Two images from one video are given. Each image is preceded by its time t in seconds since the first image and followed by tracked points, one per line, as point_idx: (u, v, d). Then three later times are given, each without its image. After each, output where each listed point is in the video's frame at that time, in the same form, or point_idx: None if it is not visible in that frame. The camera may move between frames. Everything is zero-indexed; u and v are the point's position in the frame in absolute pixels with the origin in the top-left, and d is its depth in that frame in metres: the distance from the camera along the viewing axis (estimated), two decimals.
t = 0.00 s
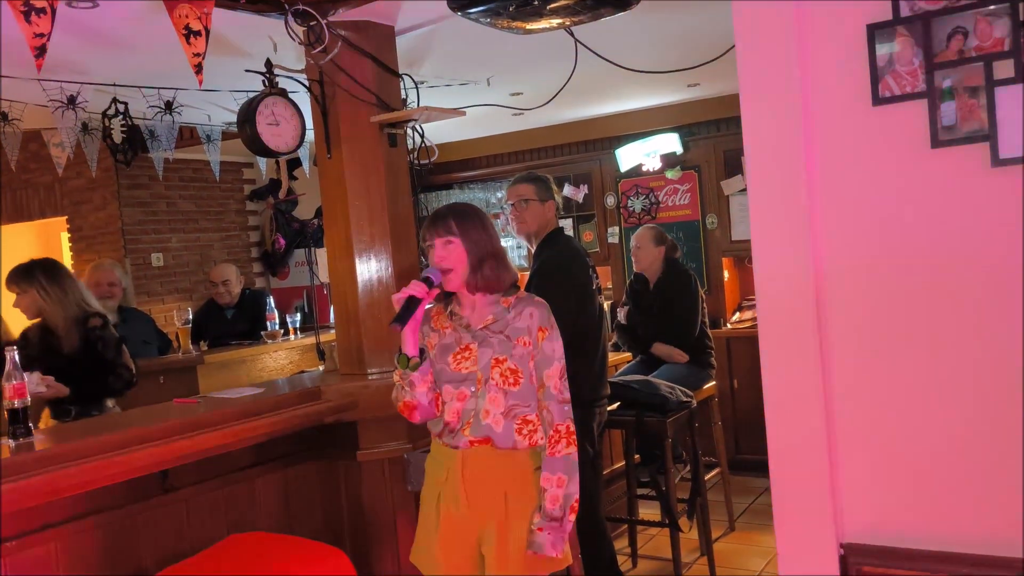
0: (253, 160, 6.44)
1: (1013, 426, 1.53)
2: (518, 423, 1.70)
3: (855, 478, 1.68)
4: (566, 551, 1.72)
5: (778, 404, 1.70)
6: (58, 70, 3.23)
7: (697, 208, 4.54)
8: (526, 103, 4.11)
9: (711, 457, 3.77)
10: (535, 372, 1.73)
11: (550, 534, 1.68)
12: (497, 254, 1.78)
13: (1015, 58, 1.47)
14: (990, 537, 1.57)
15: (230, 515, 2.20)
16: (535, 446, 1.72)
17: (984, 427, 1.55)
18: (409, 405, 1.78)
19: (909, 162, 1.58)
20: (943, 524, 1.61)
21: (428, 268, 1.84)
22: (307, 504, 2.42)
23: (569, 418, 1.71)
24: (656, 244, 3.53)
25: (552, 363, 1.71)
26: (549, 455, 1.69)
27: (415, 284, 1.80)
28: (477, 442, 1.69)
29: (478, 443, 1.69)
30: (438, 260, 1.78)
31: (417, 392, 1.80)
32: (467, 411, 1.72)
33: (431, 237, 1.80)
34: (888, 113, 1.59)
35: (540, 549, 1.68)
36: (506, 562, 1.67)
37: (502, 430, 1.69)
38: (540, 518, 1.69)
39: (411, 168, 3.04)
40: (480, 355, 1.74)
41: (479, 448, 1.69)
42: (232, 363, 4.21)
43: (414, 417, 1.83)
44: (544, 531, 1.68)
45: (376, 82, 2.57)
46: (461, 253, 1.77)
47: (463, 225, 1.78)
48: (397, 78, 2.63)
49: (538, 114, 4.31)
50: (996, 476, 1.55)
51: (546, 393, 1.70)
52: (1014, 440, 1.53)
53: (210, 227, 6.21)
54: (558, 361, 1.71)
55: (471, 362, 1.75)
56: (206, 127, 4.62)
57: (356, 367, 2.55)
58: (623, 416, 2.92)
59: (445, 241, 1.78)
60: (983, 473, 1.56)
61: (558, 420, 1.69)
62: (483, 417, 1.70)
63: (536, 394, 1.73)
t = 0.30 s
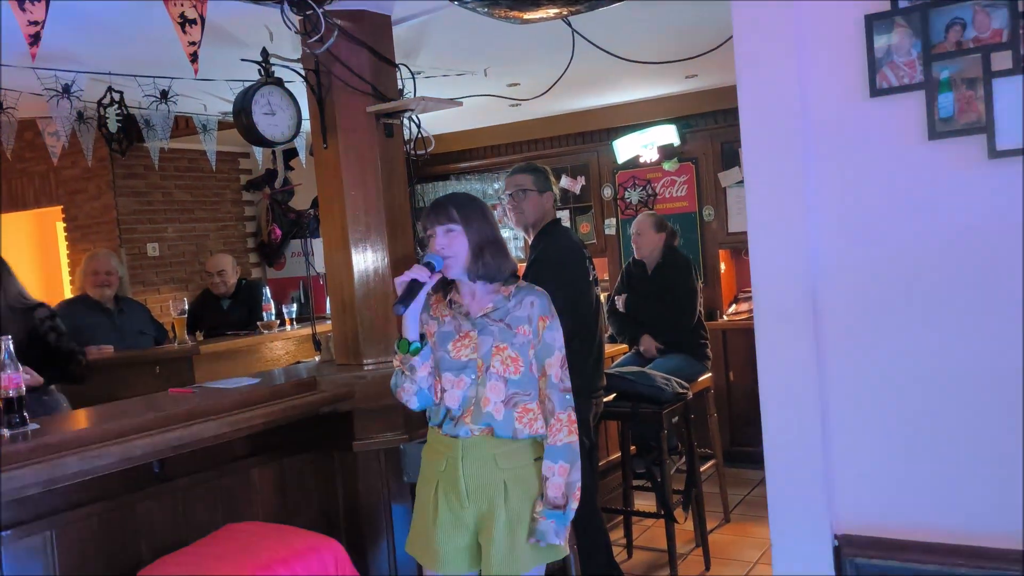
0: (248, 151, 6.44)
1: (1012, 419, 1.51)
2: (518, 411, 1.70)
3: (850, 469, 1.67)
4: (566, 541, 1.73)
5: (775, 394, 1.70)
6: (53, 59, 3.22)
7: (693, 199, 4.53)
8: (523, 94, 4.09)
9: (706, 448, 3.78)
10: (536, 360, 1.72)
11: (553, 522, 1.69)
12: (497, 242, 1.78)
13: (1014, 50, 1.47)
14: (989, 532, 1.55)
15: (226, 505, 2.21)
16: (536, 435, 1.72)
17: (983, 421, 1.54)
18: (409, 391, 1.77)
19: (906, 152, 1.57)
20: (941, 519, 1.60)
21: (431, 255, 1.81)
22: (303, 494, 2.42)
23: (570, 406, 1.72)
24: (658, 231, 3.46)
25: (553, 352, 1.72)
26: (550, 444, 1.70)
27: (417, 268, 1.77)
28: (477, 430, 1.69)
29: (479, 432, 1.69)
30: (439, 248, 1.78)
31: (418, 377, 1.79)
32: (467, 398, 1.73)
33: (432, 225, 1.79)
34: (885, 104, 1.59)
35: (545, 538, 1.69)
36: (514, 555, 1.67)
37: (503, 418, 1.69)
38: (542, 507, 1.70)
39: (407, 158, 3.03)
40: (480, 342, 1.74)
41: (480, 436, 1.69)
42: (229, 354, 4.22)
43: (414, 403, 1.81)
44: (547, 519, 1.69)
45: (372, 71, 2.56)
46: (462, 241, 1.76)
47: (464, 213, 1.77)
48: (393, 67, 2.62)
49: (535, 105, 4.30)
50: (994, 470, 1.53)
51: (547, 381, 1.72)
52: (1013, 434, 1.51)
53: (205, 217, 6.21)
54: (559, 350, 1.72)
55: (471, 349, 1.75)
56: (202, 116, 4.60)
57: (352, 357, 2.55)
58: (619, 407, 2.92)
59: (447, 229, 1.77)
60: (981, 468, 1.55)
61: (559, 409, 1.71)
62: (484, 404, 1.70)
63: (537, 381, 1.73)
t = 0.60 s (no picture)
0: (245, 141, 6.42)
1: (1011, 412, 1.51)
2: (515, 403, 1.70)
3: (846, 461, 1.67)
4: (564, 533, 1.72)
5: (772, 386, 1.70)
6: (48, 49, 3.20)
7: (691, 192, 4.51)
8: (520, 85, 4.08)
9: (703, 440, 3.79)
10: (534, 353, 1.73)
11: (552, 514, 1.68)
12: (496, 234, 1.78)
13: (1012, 42, 1.46)
14: (987, 524, 1.55)
15: (223, 496, 2.21)
16: (533, 426, 1.72)
17: (983, 414, 1.53)
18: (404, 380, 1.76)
19: (904, 144, 1.57)
20: (938, 512, 1.59)
21: (428, 244, 1.81)
22: (300, 485, 2.42)
23: (568, 398, 1.72)
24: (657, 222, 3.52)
25: (552, 344, 1.72)
26: (549, 435, 1.70)
27: (413, 255, 1.78)
28: (475, 421, 1.69)
29: (475, 424, 1.69)
30: (438, 237, 1.78)
31: (413, 365, 1.78)
32: (464, 389, 1.72)
33: (431, 214, 1.79)
34: (884, 96, 1.58)
35: (543, 530, 1.68)
36: (510, 546, 1.67)
37: (499, 409, 1.69)
38: (540, 499, 1.70)
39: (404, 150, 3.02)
40: (478, 334, 1.73)
41: (478, 428, 1.69)
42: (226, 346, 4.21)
43: (409, 392, 1.80)
44: (546, 512, 1.68)
45: (369, 62, 2.54)
46: (462, 231, 1.76)
47: (464, 201, 1.77)
48: (390, 58, 2.60)
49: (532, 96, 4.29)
50: (993, 464, 1.53)
51: (546, 373, 1.72)
52: (1012, 427, 1.51)
53: (202, 208, 6.20)
54: (558, 342, 1.72)
55: (469, 340, 1.74)
56: (198, 107, 4.58)
57: (349, 348, 2.54)
58: (617, 399, 2.92)
59: (447, 218, 1.77)
60: (979, 461, 1.54)
61: (558, 401, 1.70)
62: (480, 396, 1.70)
63: (534, 373, 1.74)
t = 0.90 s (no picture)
0: (237, 130, 6.39)
1: (1007, 400, 1.50)
2: (507, 393, 1.70)
3: (840, 450, 1.67)
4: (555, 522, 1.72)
5: (766, 374, 1.69)
6: (37, 36, 3.17)
7: (685, 181, 4.58)
8: (514, 73, 4.06)
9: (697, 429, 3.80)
10: (526, 343, 1.72)
11: (540, 505, 1.68)
12: (492, 222, 1.79)
13: (1008, 29, 1.45)
14: (981, 512, 1.55)
15: (217, 485, 2.20)
16: (525, 417, 1.72)
17: (978, 402, 1.53)
18: (390, 366, 1.79)
19: (899, 132, 1.56)
20: (932, 501, 1.59)
21: (422, 229, 1.80)
22: (293, 475, 2.42)
23: (559, 389, 1.71)
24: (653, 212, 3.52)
25: (544, 334, 1.71)
26: (539, 426, 1.69)
27: (405, 240, 1.76)
28: (468, 411, 1.69)
29: (467, 413, 1.69)
30: (432, 223, 1.78)
31: (399, 351, 1.81)
32: (457, 378, 1.72)
33: (425, 200, 1.79)
34: (879, 84, 1.57)
35: (531, 521, 1.67)
36: (502, 538, 1.66)
37: (492, 399, 1.69)
38: (530, 490, 1.69)
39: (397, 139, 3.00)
40: (471, 323, 1.73)
41: (469, 418, 1.69)
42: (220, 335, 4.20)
43: (396, 377, 1.84)
44: (535, 502, 1.67)
45: (363, 50, 2.53)
46: (456, 218, 1.76)
47: (459, 190, 1.77)
48: (383, 46, 2.59)
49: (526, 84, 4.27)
50: (988, 451, 1.53)
51: (538, 363, 1.71)
52: (1006, 415, 1.51)
53: (195, 197, 6.17)
54: (550, 333, 1.71)
55: (462, 330, 1.74)
56: (189, 95, 4.55)
57: (342, 338, 2.53)
58: (610, 388, 2.92)
59: (440, 205, 1.77)
60: (974, 449, 1.54)
61: (549, 392, 1.70)
62: (473, 386, 1.69)
63: (527, 364, 1.73)
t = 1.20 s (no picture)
0: (225, 120, 6.34)
1: (997, 388, 1.51)
2: (497, 386, 1.69)
3: (831, 439, 1.67)
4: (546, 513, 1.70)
5: (757, 364, 1.69)
6: (18, 25, 3.12)
7: (675, 170, 4.60)
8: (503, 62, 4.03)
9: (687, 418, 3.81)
10: (516, 335, 1.72)
11: (532, 496, 1.67)
12: (478, 213, 1.77)
13: (998, 17, 1.45)
14: (971, 500, 1.56)
15: (206, 479, 2.19)
16: (514, 409, 1.71)
17: (969, 389, 1.53)
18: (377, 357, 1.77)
19: (890, 120, 1.56)
20: (925, 489, 1.60)
21: (409, 223, 1.76)
22: (283, 468, 2.41)
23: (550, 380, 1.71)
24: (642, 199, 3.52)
25: (533, 326, 1.71)
26: (529, 417, 1.69)
27: (391, 234, 1.73)
28: (457, 404, 1.68)
29: (456, 406, 1.68)
30: (418, 213, 1.76)
31: (385, 343, 1.79)
32: (446, 372, 1.70)
33: (413, 190, 1.77)
34: (869, 73, 1.57)
35: (522, 512, 1.67)
36: (492, 528, 1.67)
37: (481, 392, 1.68)
38: (521, 481, 1.69)
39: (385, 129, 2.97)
40: (459, 316, 1.72)
41: (458, 410, 1.68)
42: (207, 327, 4.18)
43: (382, 370, 1.82)
44: (525, 493, 1.67)
45: (349, 38, 2.50)
46: (443, 208, 1.75)
47: (446, 180, 1.75)
48: (371, 34, 2.56)
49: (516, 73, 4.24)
50: (978, 439, 1.54)
51: (527, 356, 1.71)
52: (997, 403, 1.51)
53: (182, 188, 6.13)
54: (539, 324, 1.72)
55: (450, 323, 1.73)
56: (175, 85, 4.50)
57: (331, 330, 2.52)
58: (601, 377, 2.92)
59: (428, 195, 1.76)
60: (967, 437, 1.54)
61: (539, 383, 1.70)
62: (462, 379, 1.69)
63: (516, 356, 1.73)
